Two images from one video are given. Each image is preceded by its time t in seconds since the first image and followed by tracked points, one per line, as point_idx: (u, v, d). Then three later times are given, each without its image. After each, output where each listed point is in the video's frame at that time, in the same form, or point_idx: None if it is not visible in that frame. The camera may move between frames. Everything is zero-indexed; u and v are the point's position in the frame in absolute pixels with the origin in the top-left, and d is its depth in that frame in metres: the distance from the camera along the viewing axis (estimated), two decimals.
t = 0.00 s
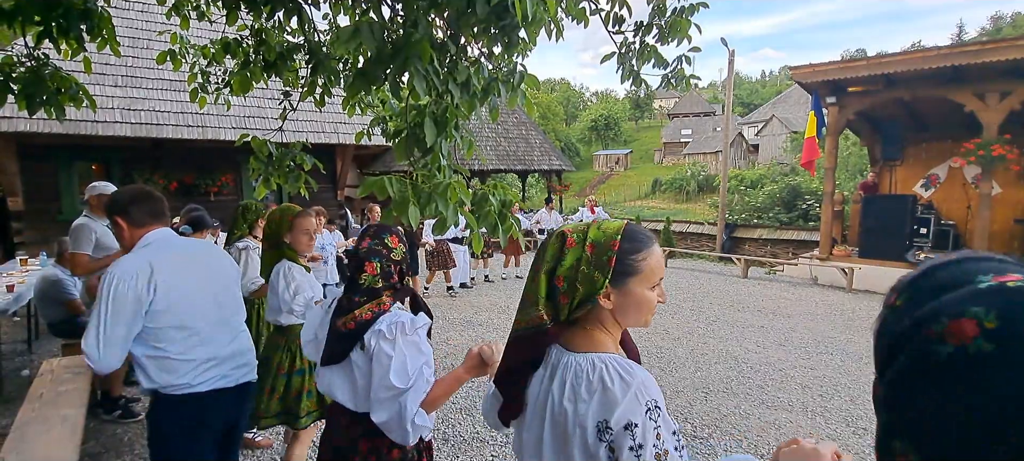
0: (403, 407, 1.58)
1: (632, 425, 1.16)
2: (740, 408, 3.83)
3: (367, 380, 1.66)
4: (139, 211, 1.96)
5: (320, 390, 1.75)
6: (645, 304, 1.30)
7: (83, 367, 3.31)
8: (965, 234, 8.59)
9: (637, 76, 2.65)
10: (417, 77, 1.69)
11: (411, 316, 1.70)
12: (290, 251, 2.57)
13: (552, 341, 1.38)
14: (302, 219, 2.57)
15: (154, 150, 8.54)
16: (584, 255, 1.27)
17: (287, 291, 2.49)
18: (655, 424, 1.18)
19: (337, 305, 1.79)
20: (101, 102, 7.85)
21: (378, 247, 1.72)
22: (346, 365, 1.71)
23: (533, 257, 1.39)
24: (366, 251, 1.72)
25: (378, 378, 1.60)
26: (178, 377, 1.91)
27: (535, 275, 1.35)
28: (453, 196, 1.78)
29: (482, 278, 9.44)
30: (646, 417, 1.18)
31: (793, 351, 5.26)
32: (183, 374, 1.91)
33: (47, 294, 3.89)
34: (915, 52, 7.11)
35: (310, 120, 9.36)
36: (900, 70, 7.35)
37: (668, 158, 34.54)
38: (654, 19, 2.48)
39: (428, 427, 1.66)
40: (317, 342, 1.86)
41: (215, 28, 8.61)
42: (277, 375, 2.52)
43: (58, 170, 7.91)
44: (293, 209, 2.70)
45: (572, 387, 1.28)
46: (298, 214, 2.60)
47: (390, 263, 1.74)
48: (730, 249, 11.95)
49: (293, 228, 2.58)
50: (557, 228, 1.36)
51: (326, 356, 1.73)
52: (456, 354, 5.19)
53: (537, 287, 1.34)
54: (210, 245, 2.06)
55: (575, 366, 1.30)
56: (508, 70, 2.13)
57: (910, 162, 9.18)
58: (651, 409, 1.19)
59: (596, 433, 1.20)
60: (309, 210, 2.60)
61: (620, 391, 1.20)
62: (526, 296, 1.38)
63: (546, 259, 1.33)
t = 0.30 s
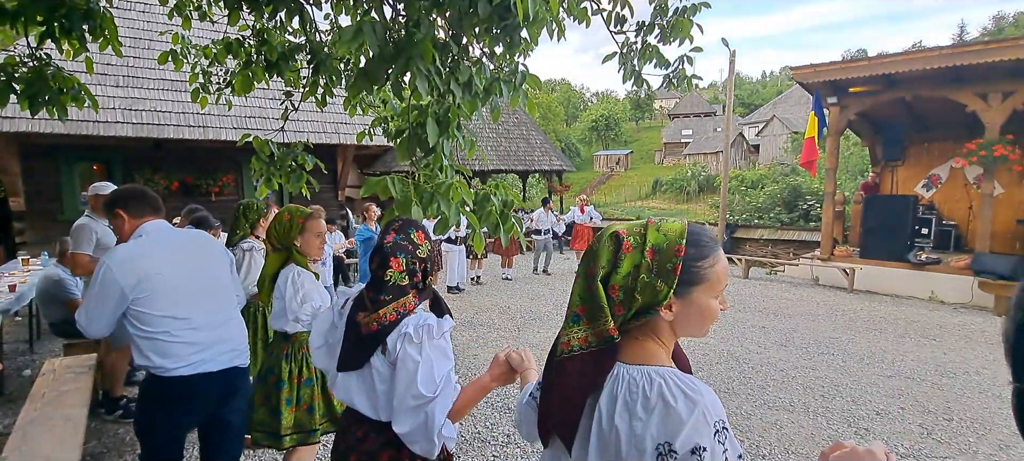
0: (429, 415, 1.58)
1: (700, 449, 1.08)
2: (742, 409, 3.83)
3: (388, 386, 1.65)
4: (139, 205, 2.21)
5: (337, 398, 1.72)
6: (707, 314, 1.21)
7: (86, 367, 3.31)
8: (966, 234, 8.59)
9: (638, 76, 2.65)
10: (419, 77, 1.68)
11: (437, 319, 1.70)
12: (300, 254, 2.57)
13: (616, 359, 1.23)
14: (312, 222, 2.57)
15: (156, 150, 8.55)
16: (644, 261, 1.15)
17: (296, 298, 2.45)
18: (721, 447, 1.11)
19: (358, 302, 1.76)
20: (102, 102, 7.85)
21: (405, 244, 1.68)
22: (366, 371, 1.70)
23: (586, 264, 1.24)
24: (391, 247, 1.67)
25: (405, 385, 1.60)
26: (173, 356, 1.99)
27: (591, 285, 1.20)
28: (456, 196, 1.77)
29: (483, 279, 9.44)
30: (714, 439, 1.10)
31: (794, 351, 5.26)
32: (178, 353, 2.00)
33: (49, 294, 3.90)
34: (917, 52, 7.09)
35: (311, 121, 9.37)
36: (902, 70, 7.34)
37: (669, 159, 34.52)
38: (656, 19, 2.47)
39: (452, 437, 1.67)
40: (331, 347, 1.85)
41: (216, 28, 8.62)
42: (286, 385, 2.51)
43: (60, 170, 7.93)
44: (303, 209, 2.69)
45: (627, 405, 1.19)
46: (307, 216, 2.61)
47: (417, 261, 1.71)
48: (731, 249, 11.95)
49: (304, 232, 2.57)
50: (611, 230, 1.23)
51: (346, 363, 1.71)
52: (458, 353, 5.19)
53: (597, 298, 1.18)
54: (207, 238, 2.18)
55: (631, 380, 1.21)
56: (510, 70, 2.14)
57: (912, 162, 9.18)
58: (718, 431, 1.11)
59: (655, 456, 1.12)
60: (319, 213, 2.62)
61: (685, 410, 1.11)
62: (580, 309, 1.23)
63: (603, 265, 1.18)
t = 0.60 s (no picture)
0: (434, 439, 1.57)
1: None
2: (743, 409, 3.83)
3: (395, 402, 1.63)
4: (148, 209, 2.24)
5: (348, 408, 1.72)
6: (738, 317, 1.19)
7: (88, 366, 3.31)
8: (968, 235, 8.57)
9: (640, 75, 2.65)
10: (421, 77, 1.68)
11: (449, 337, 1.67)
12: (307, 262, 2.53)
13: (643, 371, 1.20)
14: (320, 229, 2.52)
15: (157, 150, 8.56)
16: (674, 264, 1.12)
17: (301, 309, 2.44)
18: None
19: (370, 313, 1.73)
20: (103, 102, 7.86)
21: (421, 255, 1.64)
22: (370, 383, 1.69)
23: (610, 271, 1.19)
24: (406, 257, 1.62)
25: (410, 404, 1.57)
26: (161, 350, 2.10)
27: (619, 293, 1.14)
28: (458, 195, 1.77)
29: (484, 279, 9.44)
30: (750, 454, 1.09)
31: (795, 351, 5.26)
32: (168, 348, 2.12)
33: (50, 294, 3.91)
34: (918, 52, 7.08)
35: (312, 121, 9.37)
36: (904, 70, 7.32)
37: (670, 159, 34.51)
38: (657, 19, 2.47)
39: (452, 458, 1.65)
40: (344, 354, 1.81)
41: (217, 29, 8.63)
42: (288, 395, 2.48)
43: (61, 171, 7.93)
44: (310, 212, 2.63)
45: (656, 419, 1.15)
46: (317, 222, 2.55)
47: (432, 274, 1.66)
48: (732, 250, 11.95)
49: (312, 239, 2.53)
50: (636, 232, 1.19)
51: (354, 374, 1.69)
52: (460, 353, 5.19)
53: (624, 306, 1.13)
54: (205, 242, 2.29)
55: (658, 392, 1.18)
56: (511, 70, 2.13)
57: (913, 163, 9.18)
58: (754, 446, 1.10)
59: None
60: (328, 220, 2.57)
61: (719, 427, 1.09)
62: (605, 319, 1.18)
63: (628, 270, 1.14)
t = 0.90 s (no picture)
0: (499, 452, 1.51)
1: None
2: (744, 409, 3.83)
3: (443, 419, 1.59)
4: (129, 214, 2.47)
5: (387, 431, 1.65)
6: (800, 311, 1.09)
7: (89, 367, 3.31)
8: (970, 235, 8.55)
9: (642, 75, 2.64)
10: (423, 77, 1.68)
11: (497, 343, 1.65)
12: (318, 262, 2.54)
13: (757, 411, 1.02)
14: (329, 228, 2.56)
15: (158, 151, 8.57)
16: (801, 287, 0.96)
17: (320, 310, 2.40)
18: None
19: (402, 328, 1.68)
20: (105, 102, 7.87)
21: (454, 259, 1.61)
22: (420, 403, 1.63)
23: (736, 304, 0.91)
24: (440, 264, 1.60)
25: (467, 417, 1.52)
26: (139, 341, 2.38)
27: (763, 333, 0.90)
28: (460, 195, 1.76)
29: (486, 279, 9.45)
30: None
31: (796, 352, 5.26)
32: (146, 338, 2.39)
33: (51, 294, 3.91)
34: (920, 51, 7.06)
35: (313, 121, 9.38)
36: (906, 70, 7.30)
37: (670, 159, 34.49)
38: (659, 19, 2.47)
39: None
40: (369, 371, 1.79)
41: (218, 29, 8.64)
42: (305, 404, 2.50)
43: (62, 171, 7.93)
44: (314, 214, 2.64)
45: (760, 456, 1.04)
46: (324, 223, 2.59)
47: (471, 279, 1.64)
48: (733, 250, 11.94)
49: (320, 240, 2.54)
50: (752, 248, 0.93)
51: (400, 394, 1.63)
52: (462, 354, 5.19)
53: (774, 349, 0.90)
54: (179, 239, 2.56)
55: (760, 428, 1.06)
56: (513, 70, 2.12)
57: (914, 163, 9.16)
58: None
59: None
60: (335, 219, 2.62)
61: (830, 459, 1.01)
62: (739, 368, 0.91)
63: (770, 298, 0.91)
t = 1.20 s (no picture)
0: None
1: None
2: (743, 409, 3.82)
3: (444, 433, 1.60)
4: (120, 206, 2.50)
5: (384, 441, 1.65)
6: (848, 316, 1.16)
7: (89, 367, 3.31)
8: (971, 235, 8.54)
9: (643, 75, 2.64)
10: (424, 77, 1.68)
11: (505, 359, 1.66)
12: (322, 263, 2.53)
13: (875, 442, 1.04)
14: (332, 229, 2.56)
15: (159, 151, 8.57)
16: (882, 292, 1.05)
17: (324, 314, 2.37)
18: None
19: (412, 334, 1.66)
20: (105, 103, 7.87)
21: (468, 270, 1.58)
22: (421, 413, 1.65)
23: (867, 320, 0.93)
24: (454, 274, 1.56)
25: (469, 435, 1.54)
26: (130, 329, 2.41)
27: (887, 344, 0.95)
28: (461, 195, 1.76)
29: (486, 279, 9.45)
30: None
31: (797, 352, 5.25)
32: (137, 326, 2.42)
33: (52, 294, 3.91)
34: (921, 51, 7.06)
35: (314, 121, 9.39)
36: (907, 71, 7.29)
37: (671, 159, 34.48)
38: (660, 18, 2.46)
39: None
40: (371, 375, 1.80)
41: (219, 30, 8.64)
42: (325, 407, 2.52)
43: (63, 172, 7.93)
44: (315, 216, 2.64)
45: None
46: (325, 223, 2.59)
47: (484, 291, 1.61)
48: (733, 250, 11.94)
49: (324, 242, 2.54)
50: (857, 257, 0.96)
51: (401, 404, 1.63)
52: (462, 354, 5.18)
53: (897, 359, 0.97)
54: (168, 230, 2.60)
55: None
56: (513, 70, 2.10)
57: (915, 163, 9.15)
58: None
59: None
60: (336, 220, 2.62)
61: None
62: (886, 390, 0.93)
63: (888, 308, 0.96)
